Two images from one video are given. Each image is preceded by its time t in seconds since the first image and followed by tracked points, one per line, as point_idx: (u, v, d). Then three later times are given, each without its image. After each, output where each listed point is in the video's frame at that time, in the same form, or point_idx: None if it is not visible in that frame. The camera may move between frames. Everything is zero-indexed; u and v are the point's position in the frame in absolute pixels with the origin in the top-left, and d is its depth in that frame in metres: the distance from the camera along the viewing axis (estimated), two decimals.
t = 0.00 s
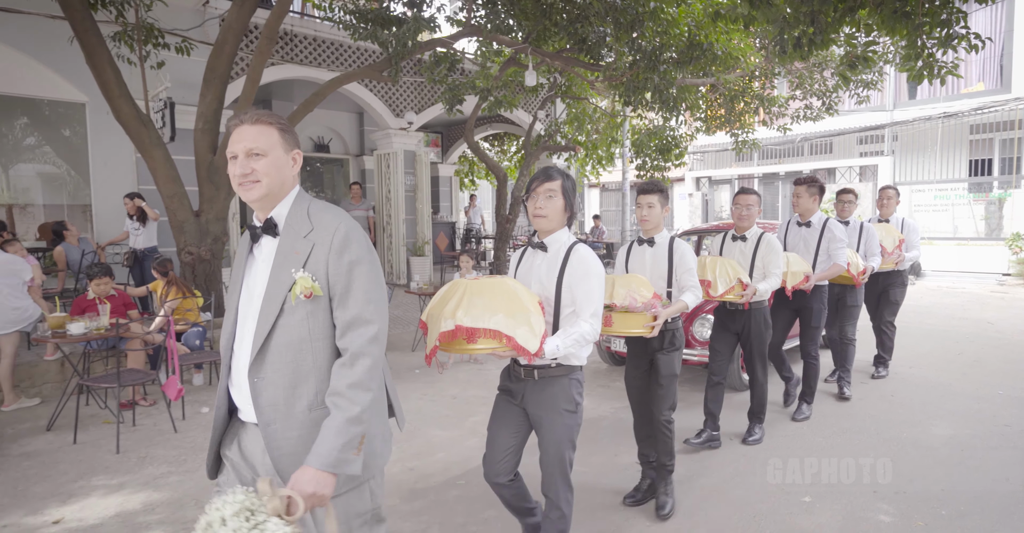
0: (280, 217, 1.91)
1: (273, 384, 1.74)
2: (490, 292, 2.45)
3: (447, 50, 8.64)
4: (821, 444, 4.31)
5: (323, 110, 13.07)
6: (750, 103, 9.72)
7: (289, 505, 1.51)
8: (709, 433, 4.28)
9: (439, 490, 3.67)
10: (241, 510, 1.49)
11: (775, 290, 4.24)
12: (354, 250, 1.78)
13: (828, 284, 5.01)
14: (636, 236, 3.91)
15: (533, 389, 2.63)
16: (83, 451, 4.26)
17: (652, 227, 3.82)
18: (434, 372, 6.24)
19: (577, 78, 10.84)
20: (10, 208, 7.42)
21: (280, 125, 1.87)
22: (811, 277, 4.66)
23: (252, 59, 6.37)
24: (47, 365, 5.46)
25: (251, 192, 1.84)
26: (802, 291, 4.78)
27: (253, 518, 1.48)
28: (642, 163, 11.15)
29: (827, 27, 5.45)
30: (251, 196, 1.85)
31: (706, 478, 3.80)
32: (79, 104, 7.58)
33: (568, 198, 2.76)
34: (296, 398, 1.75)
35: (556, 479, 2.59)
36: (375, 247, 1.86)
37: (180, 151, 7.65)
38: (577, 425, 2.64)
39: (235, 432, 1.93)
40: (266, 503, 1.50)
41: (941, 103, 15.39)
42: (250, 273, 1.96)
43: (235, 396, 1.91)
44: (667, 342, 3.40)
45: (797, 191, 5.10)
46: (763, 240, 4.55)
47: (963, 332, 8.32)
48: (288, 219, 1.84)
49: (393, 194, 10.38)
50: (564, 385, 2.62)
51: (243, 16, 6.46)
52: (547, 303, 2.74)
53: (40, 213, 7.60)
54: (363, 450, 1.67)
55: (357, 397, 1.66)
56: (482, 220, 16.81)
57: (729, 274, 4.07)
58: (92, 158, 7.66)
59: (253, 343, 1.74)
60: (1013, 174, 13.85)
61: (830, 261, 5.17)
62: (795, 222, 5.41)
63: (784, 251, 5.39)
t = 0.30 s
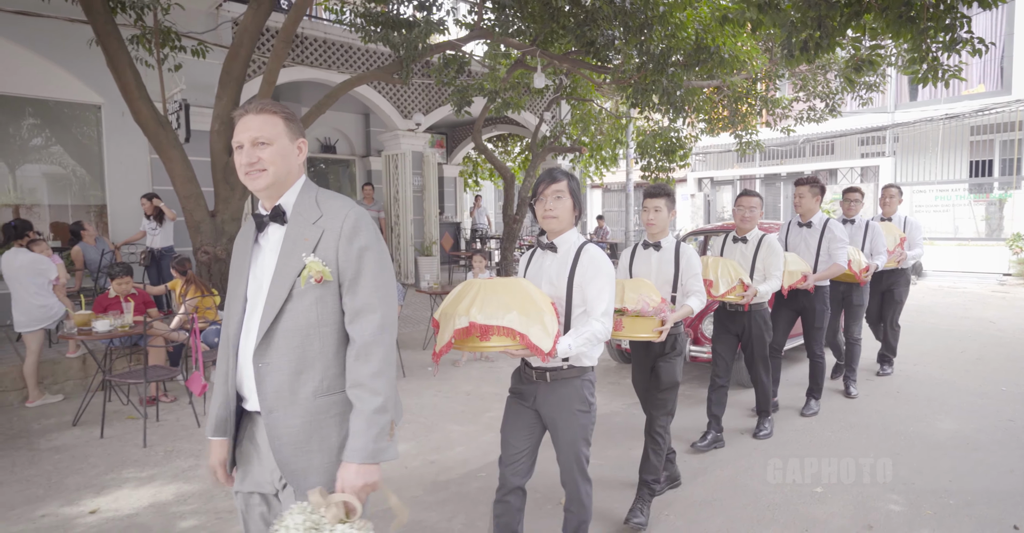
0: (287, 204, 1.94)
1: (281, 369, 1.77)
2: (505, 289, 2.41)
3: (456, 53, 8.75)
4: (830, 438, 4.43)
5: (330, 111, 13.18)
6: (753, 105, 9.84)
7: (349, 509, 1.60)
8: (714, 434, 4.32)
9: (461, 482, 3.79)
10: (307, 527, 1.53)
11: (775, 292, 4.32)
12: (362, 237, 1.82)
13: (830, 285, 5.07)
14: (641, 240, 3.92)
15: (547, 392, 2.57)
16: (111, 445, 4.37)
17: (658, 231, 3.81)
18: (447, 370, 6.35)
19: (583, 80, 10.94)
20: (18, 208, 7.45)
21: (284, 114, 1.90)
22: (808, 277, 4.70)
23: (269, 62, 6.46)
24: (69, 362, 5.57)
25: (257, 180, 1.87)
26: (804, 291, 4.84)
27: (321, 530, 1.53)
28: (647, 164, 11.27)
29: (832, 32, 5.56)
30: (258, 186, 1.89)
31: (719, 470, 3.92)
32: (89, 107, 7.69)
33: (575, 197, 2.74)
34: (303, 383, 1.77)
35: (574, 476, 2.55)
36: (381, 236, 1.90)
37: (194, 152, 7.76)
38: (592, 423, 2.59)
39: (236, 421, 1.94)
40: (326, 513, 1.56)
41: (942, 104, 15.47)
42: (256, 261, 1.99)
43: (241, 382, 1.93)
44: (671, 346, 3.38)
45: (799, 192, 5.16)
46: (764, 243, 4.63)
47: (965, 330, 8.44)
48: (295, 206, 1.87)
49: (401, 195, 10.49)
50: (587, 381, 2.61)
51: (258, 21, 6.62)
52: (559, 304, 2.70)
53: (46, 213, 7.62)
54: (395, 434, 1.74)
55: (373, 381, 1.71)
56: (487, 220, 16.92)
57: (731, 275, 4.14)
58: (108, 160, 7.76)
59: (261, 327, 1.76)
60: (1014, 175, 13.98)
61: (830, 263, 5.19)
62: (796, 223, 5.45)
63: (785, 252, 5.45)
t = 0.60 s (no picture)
0: (303, 201, 1.96)
1: (301, 366, 1.77)
2: (513, 295, 2.43)
3: (465, 54, 8.87)
4: (839, 431, 4.57)
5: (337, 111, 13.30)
6: (757, 106, 9.97)
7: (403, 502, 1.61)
8: (725, 427, 4.43)
9: (484, 472, 3.92)
10: (370, 525, 1.56)
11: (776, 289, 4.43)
12: (380, 234, 1.82)
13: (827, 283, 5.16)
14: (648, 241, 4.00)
15: (555, 398, 2.60)
16: (141, 438, 4.50)
17: (668, 232, 3.87)
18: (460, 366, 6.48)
19: (588, 81, 11.04)
20: (23, 208, 7.55)
21: (301, 111, 1.90)
22: (808, 278, 4.77)
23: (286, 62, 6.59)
24: (92, 358, 5.69)
25: (273, 176, 1.89)
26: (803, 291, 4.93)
27: (384, 528, 1.56)
28: (652, 164, 11.42)
29: (839, 35, 5.68)
30: (272, 181, 1.91)
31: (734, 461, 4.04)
32: (98, 108, 7.78)
33: (578, 203, 2.77)
34: (323, 379, 1.77)
35: (588, 475, 2.61)
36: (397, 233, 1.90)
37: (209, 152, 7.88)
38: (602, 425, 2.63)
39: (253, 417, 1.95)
40: (383, 507, 1.59)
41: (943, 104, 15.58)
42: (270, 257, 1.99)
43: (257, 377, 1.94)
44: (673, 348, 3.43)
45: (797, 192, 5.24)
46: (764, 241, 4.72)
47: (967, 328, 8.59)
48: (311, 203, 1.87)
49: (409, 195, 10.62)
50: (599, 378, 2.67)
51: (275, 21, 6.74)
52: (565, 308, 2.74)
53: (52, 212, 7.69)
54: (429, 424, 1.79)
55: (398, 377, 1.73)
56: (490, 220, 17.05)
57: (737, 273, 4.24)
58: (124, 160, 7.88)
59: (281, 325, 1.76)
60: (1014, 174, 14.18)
61: (828, 263, 5.29)
62: (793, 225, 5.54)
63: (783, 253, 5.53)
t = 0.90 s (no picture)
0: (308, 209, 1.96)
1: (306, 378, 1.78)
2: (516, 297, 2.50)
3: (473, 57, 8.98)
4: (844, 425, 4.70)
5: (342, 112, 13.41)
6: (760, 107, 10.11)
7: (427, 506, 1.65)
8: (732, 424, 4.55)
9: (502, 464, 4.04)
10: None
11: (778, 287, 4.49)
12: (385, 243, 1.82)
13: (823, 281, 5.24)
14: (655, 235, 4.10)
15: (550, 397, 2.65)
16: (166, 432, 4.62)
17: (672, 228, 3.93)
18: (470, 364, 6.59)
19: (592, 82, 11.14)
20: (28, 208, 7.54)
21: (307, 118, 1.92)
22: (806, 276, 4.91)
23: (300, 64, 6.70)
24: (111, 355, 5.80)
25: (277, 185, 1.90)
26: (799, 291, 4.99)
27: None
28: (655, 164, 11.55)
29: (843, 39, 5.80)
30: (276, 189, 1.91)
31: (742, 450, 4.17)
32: (103, 108, 7.83)
33: (571, 202, 2.86)
34: (329, 391, 1.78)
35: (575, 480, 2.60)
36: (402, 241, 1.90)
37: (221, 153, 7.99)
38: (595, 427, 2.67)
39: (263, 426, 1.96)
40: (407, 514, 1.63)
41: (942, 106, 15.70)
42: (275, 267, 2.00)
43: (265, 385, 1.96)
44: (675, 346, 3.47)
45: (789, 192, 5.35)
46: (764, 240, 4.76)
47: (966, 326, 8.73)
48: (316, 212, 1.88)
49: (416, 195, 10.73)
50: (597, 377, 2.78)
51: (289, 23, 6.86)
52: (564, 306, 2.82)
53: (57, 213, 7.71)
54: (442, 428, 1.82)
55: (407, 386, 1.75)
56: (493, 220, 17.16)
57: (744, 271, 4.28)
58: (138, 162, 8.00)
59: (286, 336, 1.77)
60: (1012, 175, 14.39)
61: (823, 260, 5.37)
62: (785, 223, 5.62)
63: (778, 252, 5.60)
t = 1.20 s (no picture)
0: (307, 214, 1.93)
1: (298, 388, 1.75)
2: (523, 290, 2.58)
3: (479, 59, 9.11)
4: (849, 419, 4.84)
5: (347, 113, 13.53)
6: (762, 108, 10.25)
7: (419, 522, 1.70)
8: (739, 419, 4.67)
9: (519, 456, 4.17)
10: None
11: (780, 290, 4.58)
12: (384, 255, 1.78)
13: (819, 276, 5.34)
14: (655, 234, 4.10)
15: (550, 388, 2.75)
16: (189, 427, 4.75)
17: (670, 225, 3.86)
18: (481, 361, 6.72)
19: (595, 83, 11.26)
20: (32, 208, 7.54)
21: (309, 122, 1.87)
22: (808, 272, 4.96)
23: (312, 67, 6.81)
24: (130, 353, 5.91)
25: (277, 189, 1.86)
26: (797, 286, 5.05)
27: None
28: (658, 165, 11.68)
29: (846, 42, 5.95)
30: (277, 194, 1.88)
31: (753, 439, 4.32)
32: (105, 108, 7.89)
33: (569, 196, 2.97)
34: (320, 402, 1.75)
35: (559, 470, 2.62)
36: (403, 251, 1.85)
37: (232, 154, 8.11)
38: (590, 418, 2.75)
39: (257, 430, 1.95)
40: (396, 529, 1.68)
41: (940, 107, 15.87)
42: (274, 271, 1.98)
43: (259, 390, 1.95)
44: (678, 347, 3.45)
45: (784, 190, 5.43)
46: (766, 241, 4.82)
47: (966, 324, 8.88)
48: (314, 219, 1.83)
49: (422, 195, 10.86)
50: (597, 365, 2.87)
51: (301, 27, 6.98)
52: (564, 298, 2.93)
53: (61, 214, 7.73)
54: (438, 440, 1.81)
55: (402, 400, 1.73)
56: (495, 220, 17.27)
57: (750, 274, 4.30)
58: (150, 162, 8.12)
59: (278, 346, 1.74)
60: (1011, 175, 14.56)
61: (820, 256, 5.49)
62: (781, 221, 5.72)
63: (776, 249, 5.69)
